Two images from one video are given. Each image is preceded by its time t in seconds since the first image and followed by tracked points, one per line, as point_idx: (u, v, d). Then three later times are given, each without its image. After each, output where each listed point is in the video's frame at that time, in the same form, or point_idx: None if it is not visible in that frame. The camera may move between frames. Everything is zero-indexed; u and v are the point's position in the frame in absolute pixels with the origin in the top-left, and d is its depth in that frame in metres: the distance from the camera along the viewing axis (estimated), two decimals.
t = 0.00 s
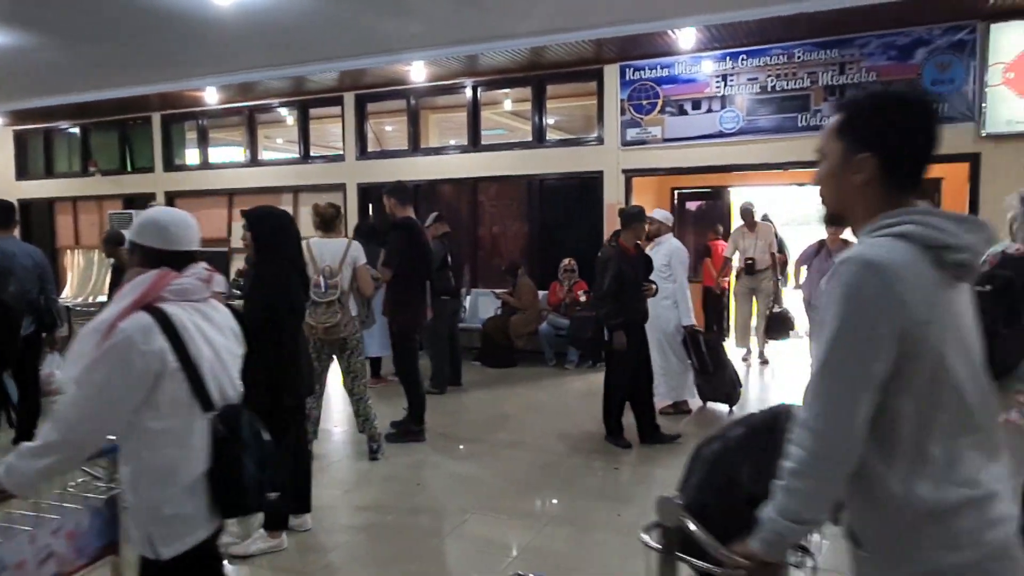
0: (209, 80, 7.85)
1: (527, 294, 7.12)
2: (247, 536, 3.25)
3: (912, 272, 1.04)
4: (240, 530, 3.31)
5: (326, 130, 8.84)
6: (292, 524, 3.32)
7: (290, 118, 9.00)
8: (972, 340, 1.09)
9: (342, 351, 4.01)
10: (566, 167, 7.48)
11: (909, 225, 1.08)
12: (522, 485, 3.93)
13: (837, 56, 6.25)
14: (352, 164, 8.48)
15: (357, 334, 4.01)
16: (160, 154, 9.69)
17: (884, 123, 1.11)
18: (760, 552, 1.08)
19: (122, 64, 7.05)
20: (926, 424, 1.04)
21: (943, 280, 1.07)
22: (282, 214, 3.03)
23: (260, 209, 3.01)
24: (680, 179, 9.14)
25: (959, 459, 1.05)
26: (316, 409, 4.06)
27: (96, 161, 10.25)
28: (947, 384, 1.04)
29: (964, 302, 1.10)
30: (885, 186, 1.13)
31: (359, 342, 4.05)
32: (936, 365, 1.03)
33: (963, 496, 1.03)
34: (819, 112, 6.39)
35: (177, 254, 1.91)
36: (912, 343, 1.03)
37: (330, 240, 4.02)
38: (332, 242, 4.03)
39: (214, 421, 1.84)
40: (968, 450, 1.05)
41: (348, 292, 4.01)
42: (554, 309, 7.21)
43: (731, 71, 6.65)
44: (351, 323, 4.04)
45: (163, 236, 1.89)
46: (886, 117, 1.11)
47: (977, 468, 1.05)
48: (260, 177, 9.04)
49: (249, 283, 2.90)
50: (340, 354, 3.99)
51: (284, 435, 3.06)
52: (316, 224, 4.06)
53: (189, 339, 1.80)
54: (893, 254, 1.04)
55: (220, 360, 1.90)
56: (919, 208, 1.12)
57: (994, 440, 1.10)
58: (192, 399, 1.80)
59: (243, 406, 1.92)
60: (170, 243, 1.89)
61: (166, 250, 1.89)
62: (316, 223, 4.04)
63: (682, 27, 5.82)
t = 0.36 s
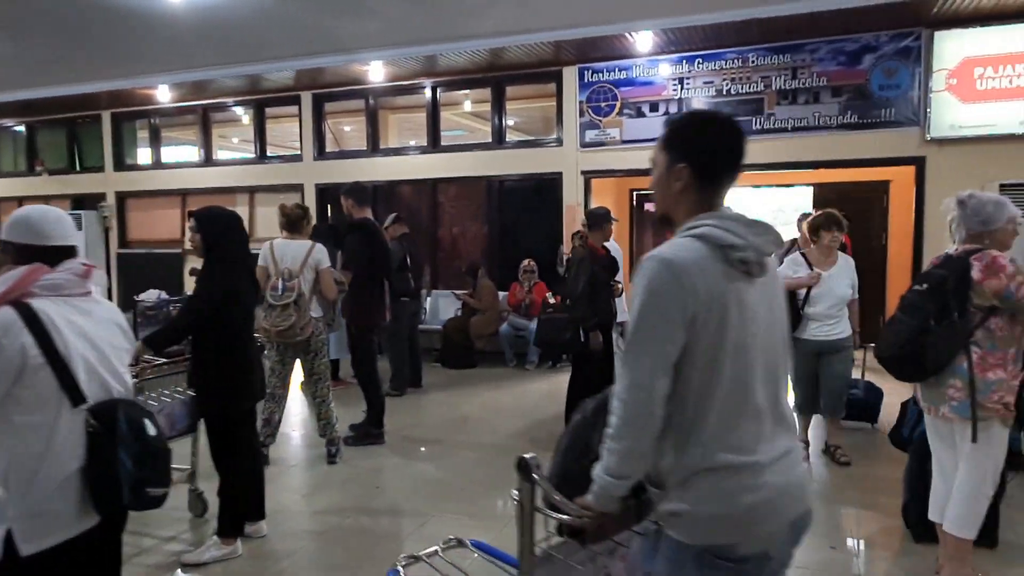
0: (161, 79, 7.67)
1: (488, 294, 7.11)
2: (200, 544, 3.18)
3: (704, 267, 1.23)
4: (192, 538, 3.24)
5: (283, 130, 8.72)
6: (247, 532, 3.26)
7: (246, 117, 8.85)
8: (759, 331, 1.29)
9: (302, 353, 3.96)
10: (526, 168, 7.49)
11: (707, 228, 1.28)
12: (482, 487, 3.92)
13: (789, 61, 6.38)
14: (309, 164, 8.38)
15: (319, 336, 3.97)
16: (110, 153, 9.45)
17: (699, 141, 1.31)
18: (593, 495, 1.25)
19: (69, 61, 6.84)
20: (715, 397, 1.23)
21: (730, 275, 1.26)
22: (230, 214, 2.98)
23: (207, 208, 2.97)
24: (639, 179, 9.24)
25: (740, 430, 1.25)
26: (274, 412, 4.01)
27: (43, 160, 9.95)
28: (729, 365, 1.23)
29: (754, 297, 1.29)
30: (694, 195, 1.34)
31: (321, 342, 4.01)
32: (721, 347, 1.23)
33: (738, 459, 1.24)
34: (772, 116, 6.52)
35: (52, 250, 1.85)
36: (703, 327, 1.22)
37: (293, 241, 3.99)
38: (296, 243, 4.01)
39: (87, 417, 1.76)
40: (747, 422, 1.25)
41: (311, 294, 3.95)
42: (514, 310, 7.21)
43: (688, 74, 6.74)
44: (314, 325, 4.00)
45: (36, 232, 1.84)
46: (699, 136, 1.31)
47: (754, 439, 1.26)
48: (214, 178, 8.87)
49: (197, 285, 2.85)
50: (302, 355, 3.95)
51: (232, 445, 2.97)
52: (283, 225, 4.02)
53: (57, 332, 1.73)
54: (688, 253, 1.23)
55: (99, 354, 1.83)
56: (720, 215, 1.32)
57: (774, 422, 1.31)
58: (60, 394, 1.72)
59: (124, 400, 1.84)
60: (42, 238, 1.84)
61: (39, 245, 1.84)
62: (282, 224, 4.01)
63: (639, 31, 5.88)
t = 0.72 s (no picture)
0: (109, 75, 7.46)
1: (447, 295, 7.09)
2: (149, 552, 3.10)
3: (559, 266, 1.38)
4: (140, 546, 3.16)
5: (237, 128, 8.56)
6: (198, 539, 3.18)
7: (199, 115, 8.66)
8: (618, 321, 1.43)
9: (255, 355, 3.90)
10: (485, 168, 7.49)
11: (569, 231, 1.43)
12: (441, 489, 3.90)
13: (743, 65, 6.50)
14: (264, 164, 8.25)
15: (271, 338, 3.91)
16: (56, 151, 9.17)
17: (570, 152, 1.56)
18: (479, 465, 1.45)
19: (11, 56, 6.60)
20: (570, 382, 1.39)
21: (586, 274, 1.40)
22: (174, 214, 2.92)
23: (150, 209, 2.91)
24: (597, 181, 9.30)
25: (594, 410, 1.39)
26: (228, 416, 3.93)
27: None
28: (584, 352, 1.38)
29: (613, 291, 1.42)
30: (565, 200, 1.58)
31: (274, 346, 3.93)
32: (575, 338, 1.38)
33: (593, 437, 1.38)
34: (727, 118, 6.62)
35: None
36: (557, 319, 1.38)
37: (245, 242, 3.93)
38: (248, 243, 3.94)
39: None
40: (600, 403, 1.39)
41: (264, 295, 3.89)
42: (474, 311, 7.19)
43: (645, 77, 6.82)
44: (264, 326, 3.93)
45: None
46: (568, 150, 1.56)
47: (610, 418, 1.40)
48: (165, 177, 8.67)
49: (141, 287, 2.78)
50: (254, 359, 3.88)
51: (182, 450, 2.89)
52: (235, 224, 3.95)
53: None
54: (546, 253, 1.39)
55: None
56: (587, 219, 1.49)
57: (636, 403, 1.45)
58: None
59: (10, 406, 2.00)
60: None
61: None
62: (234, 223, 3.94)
63: (597, 33, 5.91)
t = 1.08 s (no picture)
0: (47, 70, 7.19)
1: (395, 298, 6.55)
2: (86, 564, 3.00)
3: (425, 266, 1.68)
4: (77, 558, 3.05)
5: (183, 127, 8.35)
6: (139, 549, 3.09)
7: (143, 113, 8.42)
8: (479, 311, 1.73)
9: (195, 360, 3.81)
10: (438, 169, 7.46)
11: (439, 234, 1.73)
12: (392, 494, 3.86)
13: (692, 69, 6.61)
14: (212, 164, 8.07)
15: (213, 343, 3.82)
16: None
17: (447, 158, 1.77)
18: (370, 441, 1.79)
19: None
20: (435, 364, 1.70)
21: (449, 270, 1.70)
22: (106, 215, 2.84)
23: (80, 210, 2.81)
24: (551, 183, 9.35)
25: (452, 390, 1.70)
26: (170, 423, 3.83)
27: None
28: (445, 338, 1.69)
29: (473, 287, 1.72)
30: (440, 200, 1.82)
31: (216, 351, 3.84)
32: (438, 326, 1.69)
33: (454, 411, 1.70)
34: (677, 122, 6.72)
35: None
36: (423, 313, 1.69)
37: (183, 244, 3.83)
38: (186, 245, 3.84)
39: None
40: (459, 385, 1.70)
41: (204, 299, 3.80)
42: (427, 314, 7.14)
43: (597, 79, 6.88)
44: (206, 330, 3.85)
45: None
46: (442, 156, 1.77)
47: (467, 397, 1.71)
48: (108, 176, 8.41)
49: (71, 290, 2.69)
50: (195, 364, 3.79)
51: (121, 456, 2.81)
52: (172, 225, 3.84)
53: None
54: (415, 254, 1.69)
55: None
56: (457, 220, 1.79)
57: (494, 385, 1.75)
58: None
59: None
60: None
61: None
62: (170, 225, 3.82)
63: (549, 35, 5.93)
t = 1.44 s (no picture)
0: None
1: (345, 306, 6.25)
2: None
3: (333, 269, 1.86)
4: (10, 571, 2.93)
5: (128, 124, 8.12)
6: (78, 560, 2.98)
7: (86, 109, 8.16)
8: (383, 309, 1.93)
9: (139, 365, 3.70)
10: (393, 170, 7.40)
11: (346, 239, 1.92)
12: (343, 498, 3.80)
13: (645, 72, 6.69)
14: (158, 162, 7.86)
15: (157, 347, 3.72)
16: None
17: (354, 176, 2.01)
18: (287, 427, 1.96)
19: None
20: (344, 357, 1.89)
21: (356, 272, 1.89)
22: (37, 215, 2.74)
23: (9, 209, 2.71)
24: (506, 184, 9.37)
25: (363, 381, 1.91)
26: (112, 429, 3.71)
27: None
28: (353, 333, 1.89)
29: (377, 286, 1.92)
30: (349, 210, 2.07)
31: (160, 355, 3.75)
32: (346, 323, 1.88)
33: (362, 399, 1.90)
34: (630, 124, 6.80)
35: None
36: (332, 310, 1.86)
37: (125, 244, 3.72)
38: (128, 246, 3.74)
39: None
40: (368, 375, 1.91)
41: (147, 301, 3.70)
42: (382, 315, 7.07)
43: (551, 81, 6.90)
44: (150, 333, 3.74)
45: None
46: (350, 167, 2.01)
47: (374, 386, 1.92)
48: (48, 174, 8.13)
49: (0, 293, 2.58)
50: (138, 368, 3.69)
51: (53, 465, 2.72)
52: (112, 225, 3.73)
53: None
54: (324, 258, 1.87)
55: None
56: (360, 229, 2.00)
57: (399, 374, 1.96)
58: None
59: None
60: None
61: None
62: (110, 225, 3.70)
63: (504, 36, 5.93)
